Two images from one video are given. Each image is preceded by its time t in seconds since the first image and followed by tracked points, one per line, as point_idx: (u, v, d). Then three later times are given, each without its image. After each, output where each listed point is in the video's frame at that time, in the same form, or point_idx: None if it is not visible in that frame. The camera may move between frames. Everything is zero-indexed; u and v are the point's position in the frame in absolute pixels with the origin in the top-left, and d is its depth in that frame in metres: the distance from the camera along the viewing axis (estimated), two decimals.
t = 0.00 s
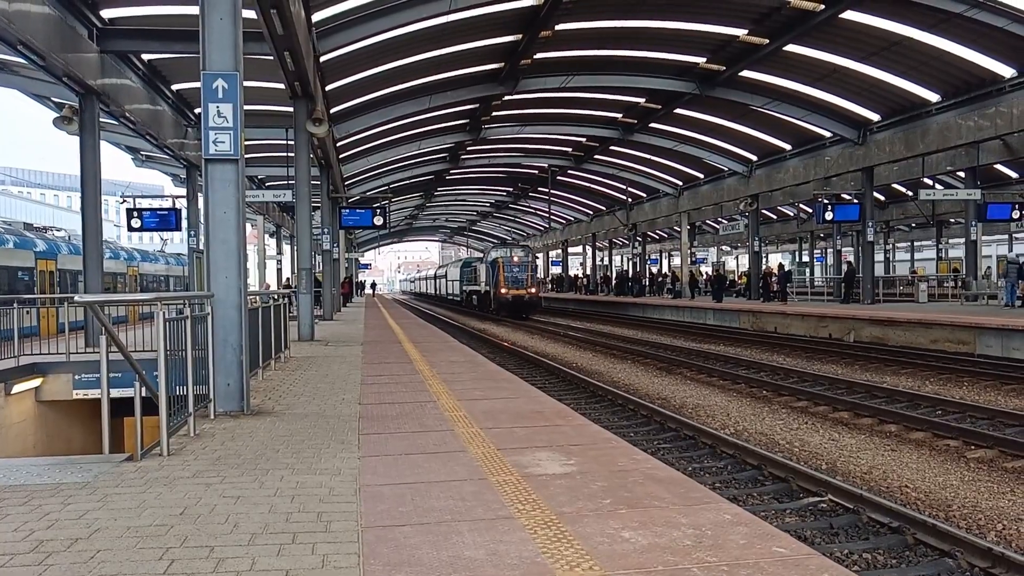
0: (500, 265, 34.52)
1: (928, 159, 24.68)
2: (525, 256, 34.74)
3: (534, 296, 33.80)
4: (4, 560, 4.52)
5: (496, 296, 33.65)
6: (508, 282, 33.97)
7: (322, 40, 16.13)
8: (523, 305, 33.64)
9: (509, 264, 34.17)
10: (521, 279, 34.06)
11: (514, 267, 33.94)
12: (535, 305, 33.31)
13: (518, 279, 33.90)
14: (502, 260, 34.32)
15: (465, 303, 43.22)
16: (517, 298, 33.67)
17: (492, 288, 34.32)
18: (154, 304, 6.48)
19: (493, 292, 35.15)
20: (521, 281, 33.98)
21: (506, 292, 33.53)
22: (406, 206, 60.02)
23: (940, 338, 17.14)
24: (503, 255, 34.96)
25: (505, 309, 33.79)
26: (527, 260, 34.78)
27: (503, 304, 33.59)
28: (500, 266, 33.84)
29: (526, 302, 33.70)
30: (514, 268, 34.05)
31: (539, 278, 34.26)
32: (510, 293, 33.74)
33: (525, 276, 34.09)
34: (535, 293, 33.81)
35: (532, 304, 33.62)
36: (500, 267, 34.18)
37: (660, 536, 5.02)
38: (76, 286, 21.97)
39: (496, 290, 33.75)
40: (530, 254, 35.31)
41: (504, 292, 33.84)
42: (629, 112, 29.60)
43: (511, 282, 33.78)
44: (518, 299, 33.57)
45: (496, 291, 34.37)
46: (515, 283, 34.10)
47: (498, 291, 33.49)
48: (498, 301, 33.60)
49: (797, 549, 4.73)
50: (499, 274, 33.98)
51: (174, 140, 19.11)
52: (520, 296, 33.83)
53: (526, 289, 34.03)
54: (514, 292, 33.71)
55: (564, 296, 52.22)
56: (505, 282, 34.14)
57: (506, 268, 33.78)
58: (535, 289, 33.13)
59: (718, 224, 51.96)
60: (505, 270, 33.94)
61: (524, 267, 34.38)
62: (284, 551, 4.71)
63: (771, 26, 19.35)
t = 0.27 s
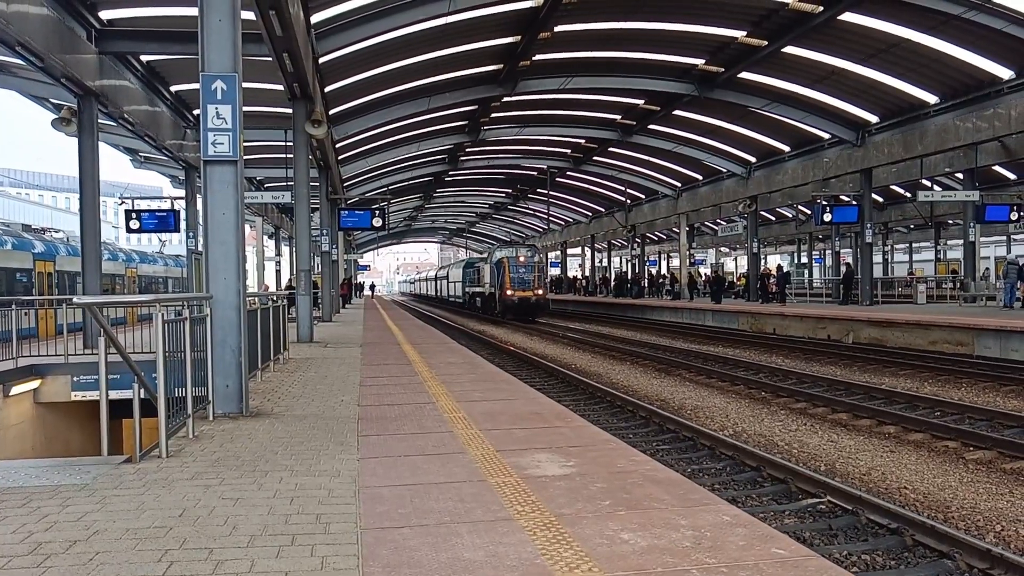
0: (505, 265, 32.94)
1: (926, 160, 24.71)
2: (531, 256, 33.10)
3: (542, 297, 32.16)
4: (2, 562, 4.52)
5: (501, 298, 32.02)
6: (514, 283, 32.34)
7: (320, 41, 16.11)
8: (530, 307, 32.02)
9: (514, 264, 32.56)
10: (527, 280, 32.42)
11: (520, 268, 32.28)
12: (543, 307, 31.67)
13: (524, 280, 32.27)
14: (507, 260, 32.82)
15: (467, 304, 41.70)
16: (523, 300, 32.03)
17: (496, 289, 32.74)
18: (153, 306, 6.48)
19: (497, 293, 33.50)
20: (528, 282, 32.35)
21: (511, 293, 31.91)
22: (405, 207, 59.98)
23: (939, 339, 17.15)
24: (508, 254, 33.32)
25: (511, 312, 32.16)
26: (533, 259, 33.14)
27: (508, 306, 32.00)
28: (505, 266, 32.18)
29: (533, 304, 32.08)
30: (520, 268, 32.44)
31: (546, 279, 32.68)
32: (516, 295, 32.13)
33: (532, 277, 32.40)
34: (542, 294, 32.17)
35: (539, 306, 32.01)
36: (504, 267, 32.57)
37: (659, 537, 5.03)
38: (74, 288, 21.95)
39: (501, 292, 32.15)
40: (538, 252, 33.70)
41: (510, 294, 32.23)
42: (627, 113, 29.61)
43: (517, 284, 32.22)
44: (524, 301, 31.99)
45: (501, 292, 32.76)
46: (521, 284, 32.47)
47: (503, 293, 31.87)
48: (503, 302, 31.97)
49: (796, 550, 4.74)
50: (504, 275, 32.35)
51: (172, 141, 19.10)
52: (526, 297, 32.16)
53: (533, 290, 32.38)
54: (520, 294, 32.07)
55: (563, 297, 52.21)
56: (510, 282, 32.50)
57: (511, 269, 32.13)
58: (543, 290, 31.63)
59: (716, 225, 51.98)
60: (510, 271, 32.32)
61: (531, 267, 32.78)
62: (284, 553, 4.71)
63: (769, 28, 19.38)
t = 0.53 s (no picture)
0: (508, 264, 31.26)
1: (923, 161, 24.74)
2: (536, 254, 31.37)
3: (548, 297, 30.42)
4: None
5: (505, 298, 30.27)
6: (519, 283, 30.61)
7: (317, 42, 16.09)
8: (536, 308, 30.34)
9: (519, 262, 30.87)
10: (532, 279, 30.70)
11: (524, 267, 30.52)
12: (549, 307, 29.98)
13: (529, 280, 30.52)
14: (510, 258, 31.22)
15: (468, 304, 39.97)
16: (529, 300, 30.32)
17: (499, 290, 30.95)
18: (150, 306, 6.48)
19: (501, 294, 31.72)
20: (534, 282, 30.64)
21: (516, 294, 30.19)
22: (402, 207, 59.94)
23: (936, 339, 17.16)
24: (512, 252, 31.58)
25: (515, 313, 30.42)
26: (538, 258, 31.42)
27: (512, 308, 30.27)
28: (508, 265, 30.47)
29: (539, 305, 30.37)
30: (525, 267, 30.72)
31: (552, 278, 30.99)
32: (521, 295, 30.40)
33: (537, 276, 30.69)
34: (548, 294, 30.46)
35: (546, 307, 30.29)
36: (508, 266, 30.85)
37: (656, 537, 5.03)
38: (71, 287, 21.92)
39: (505, 292, 30.42)
40: (543, 250, 31.97)
41: (514, 294, 30.49)
42: (624, 113, 29.61)
43: (522, 284, 30.51)
44: (530, 301, 30.29)
45: (505, 293, 31.03)
46: (525, 283, 30.80)
47: (507, 294, 30.14)
48: (507, 304, 30.23)
49: (793, 550, 4.74)
50: (509, 274, 30.62)
51: (169, 141, 19.08)
52: (532, 298, 30.44)
53: (539, 290, 30.66)
54: (525, 294, 30.34)
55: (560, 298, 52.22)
56: (514, 282, 30.73)
57: (516, 268, 30.37)
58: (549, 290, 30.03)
59: (713, 225, 52.03)
60: (514, 270, 30.59)
61: (536, 266, 31.17)
62: (280, 553, 4.70)
63: (766, 29, 19.39)
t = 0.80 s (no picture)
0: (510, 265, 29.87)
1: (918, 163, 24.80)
2: (539, 255, 30.22)
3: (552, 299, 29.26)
4: None
5: (507, 300, 29.09)
6: (521, 284, 29.47)
7: (311, 42, 16.07)
8: (539, 310, 29.18)
9: (521, 263, 29.73)
10: (536, 280, 29.56)
11: (527, 267, 29.27)
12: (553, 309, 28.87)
13: (532, 281, 29.36)
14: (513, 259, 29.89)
15: (467, 306, 38.80)
16: (532, 303, 29.17)
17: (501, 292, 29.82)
18: (144, 308, 6.46)
19: (502, 296, 30.49)
20: (537, 283, 29.51)
21: (518, 295, 29.03)
22: (397, 208, 59.90)
23: (930, 340, 17.20)
24: (514, 253, 30.42)
25: (518, 316, 29.26)
26: (542, 258, 30.27)
27: (515, 311, 29.13)
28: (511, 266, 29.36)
29: (543, 307, 29.22)
30: (527, 267, 29.50)
31: (556, 279, 29.89)
32: (524, 297, 29.24)
33: (541, 277, 29.55)
34: (552, 296, 29.31)
35: (550, 309, 29.17)
36: (510, 267, 29.62)
37: (650, 539, 5.04)
38: (65, 289, 21.87)
39: (507, 294, 29.27)
40: (546, 250, 30.85)
41: (517, 296, 29.33)
42: (620, 115, 29.62)
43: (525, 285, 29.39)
44: (533, 303, 29.14)
45: (507, 295, 29.88)
46: (528, 285, 29.49)
47: (509, 296, 28.97)
48: (510, 306, 29.07)
49: (787, 552, 4.75)
50: (511, 275, 29.47)
51: (164, 142, 19.05)
52: (535, 300, 29.30)
53: (543, 292, 29.49)
54: (528, 296, 29.20)
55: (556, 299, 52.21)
56: (517, 284, 29.58)
57: (518, 268, 29.13)
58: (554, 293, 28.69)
59: (708, 227, 52.11)
60: (516, 271, 29.38)
61: (540, 267, 29.84)
62: (275, 555, 4.69)
63: (762, 30, 19.41)
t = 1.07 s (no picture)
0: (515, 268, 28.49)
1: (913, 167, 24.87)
2: (545, 257, 28.82)
3: (559, 304, 27.85)
4: None
5: (511, 305, 27.65)
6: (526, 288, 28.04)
7: (308, 46, 16.12)
8: (545, 316, 27.73)
9: (527, 265, 28.30)
10: (541, 284, 28.13)
11: (533, 270, 27.96)
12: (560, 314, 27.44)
13: (538, 285, 27.94)
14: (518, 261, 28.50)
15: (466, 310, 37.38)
16: (538, 307, 27.75)
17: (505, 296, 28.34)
18: (140, 311, 6.46)
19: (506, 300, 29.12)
20: (544, 286, 28.11)
21: (523, 300, 27.58)
22: (393, 212, 59.92)
23: (925, 344, 17.23)
24: (518, 254, 29.00)
25: (523, 321, 27.82)
26: (548, 261, 28.84)
27: (520, 316, 27.67)
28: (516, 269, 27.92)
29: (549, 312, 27.78)
30: (533, 270, 28.16)
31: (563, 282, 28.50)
32: (529, 302, 27.79)
33: (547, 280, 28.12)
34: (559, 300, 27.86)
35: (556, 315, 27.75)
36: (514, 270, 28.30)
37: (645, 543, 5.06)
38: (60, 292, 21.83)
39: (511, 298, 27.80)
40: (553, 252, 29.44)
41: (521, 300, 27.88)
42: (615, 118, 29.65)
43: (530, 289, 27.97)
44: (539, 308, 27.71)
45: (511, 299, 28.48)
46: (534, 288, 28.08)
47: (514, 300, 27.50)
48: (514, 311, 27.61)
49: (782, 556, 4.77)
50: (516, 278, 28.04)
51: (159, 146, 19.04)
52: (541, 304, 27.87)
53: (549, 296, 28.06)
54: (533, 300, 27.77)
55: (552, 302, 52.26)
56: (521, 287, 28.13)
57: (523, 272, 27.82)
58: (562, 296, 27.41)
59: (703, 231, 52.21)
60: (521, 274, 28.08)
61: (546, 270, 28.42)
62: (270, 559, 4.70)
63: (757, 34, 19.46)
